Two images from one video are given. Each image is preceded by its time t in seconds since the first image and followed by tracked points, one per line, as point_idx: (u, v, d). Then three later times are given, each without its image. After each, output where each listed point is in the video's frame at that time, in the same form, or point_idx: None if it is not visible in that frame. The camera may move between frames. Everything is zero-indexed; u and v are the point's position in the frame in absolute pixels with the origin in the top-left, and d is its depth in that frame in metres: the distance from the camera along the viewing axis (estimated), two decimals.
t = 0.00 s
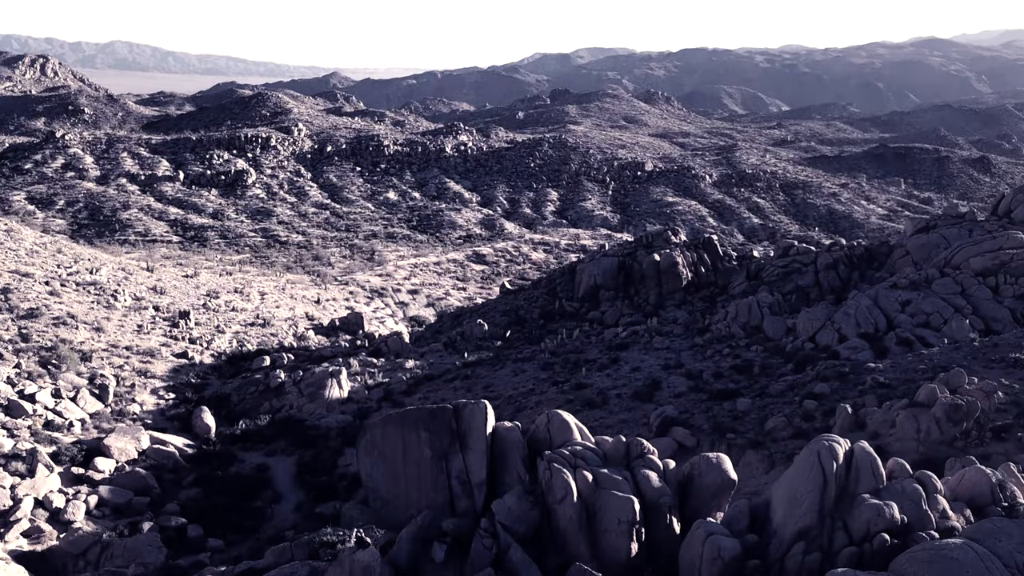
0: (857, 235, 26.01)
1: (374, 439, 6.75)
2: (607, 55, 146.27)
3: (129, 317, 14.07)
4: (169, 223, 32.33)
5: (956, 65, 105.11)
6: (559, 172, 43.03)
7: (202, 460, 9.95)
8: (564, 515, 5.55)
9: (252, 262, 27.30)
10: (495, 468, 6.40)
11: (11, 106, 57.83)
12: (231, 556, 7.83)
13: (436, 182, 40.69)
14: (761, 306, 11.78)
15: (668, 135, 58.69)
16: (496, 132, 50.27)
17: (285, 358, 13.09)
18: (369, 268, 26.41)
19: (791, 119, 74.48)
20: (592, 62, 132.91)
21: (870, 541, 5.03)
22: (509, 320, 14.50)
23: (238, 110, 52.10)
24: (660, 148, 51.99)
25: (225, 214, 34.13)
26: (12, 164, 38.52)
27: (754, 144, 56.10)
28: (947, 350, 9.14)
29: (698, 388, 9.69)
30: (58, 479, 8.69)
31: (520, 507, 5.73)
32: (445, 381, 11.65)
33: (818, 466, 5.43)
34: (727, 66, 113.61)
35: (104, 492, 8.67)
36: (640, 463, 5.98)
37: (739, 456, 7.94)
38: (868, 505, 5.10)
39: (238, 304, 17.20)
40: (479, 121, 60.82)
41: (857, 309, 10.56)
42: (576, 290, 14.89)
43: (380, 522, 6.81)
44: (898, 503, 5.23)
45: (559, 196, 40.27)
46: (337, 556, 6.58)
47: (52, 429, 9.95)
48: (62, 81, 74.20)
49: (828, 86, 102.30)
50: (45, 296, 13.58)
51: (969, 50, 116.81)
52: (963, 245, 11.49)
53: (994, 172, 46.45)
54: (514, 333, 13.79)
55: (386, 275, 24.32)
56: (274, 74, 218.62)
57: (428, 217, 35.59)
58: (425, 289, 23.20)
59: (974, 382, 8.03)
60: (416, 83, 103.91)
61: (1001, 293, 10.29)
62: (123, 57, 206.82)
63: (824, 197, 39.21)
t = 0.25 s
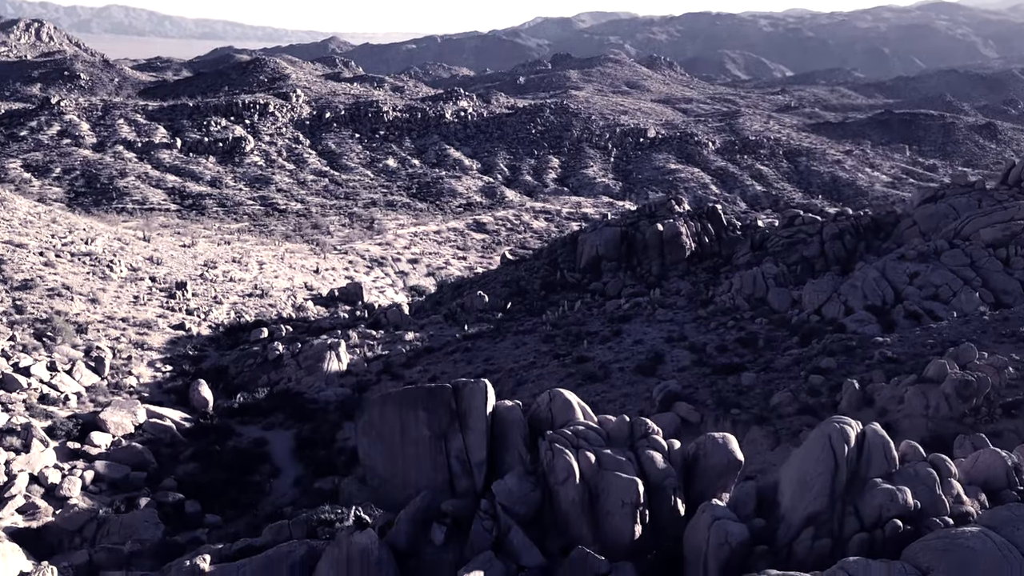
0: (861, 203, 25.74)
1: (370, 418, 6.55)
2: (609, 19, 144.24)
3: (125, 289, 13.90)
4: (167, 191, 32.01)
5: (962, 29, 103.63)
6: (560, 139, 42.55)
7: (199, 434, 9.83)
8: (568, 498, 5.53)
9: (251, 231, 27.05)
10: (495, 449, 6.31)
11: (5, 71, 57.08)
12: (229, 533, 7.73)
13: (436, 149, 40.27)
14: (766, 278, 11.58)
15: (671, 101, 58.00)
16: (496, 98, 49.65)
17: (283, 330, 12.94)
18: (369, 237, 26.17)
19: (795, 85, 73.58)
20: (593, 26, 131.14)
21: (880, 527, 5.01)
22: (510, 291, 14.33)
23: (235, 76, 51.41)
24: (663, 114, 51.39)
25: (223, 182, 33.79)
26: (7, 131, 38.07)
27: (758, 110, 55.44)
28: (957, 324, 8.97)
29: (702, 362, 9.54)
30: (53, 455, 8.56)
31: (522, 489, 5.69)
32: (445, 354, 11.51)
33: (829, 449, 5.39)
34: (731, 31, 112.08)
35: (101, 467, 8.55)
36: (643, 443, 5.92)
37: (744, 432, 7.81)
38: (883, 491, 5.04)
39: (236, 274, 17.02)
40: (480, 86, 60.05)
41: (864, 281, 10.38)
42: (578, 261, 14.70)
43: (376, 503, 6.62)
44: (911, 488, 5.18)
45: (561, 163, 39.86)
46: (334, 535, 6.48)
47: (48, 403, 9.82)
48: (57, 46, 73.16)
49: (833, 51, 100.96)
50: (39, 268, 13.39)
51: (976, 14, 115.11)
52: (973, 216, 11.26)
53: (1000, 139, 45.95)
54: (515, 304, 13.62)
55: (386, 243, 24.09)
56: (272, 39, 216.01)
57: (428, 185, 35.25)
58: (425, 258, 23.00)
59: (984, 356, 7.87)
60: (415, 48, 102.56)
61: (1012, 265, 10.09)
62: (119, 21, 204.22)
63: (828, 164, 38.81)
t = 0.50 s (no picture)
0: (866, 167, 25.36)
1: (367, 397, 6.43)
2: None
3: (119, 256, 13.69)
4: (164, 155, 31.59)
5: None
6: (562, 101, 41.93)
7: (195, 407, 9.69)
8: (570, 480, 5.41)
9: (249, 196, 26.71)
10: (495, 427, 6.20)
11: None
12: (226, 508, 7.63)
13: (436, 111, 39.71)
14: (773, 246, 11.35)
15: (674, 62, 57.09)
16: (497, 59, 48.84)
17: (281, 298, 12.77)
18: (368, 202, 25.85)
19: (800, 46, 72.41)
20: None
21: (896, 514, 4.92)
22: (512, 259, 14.11)
23: (232, 37, 50.54)
24: (666, 76, 50.60)
25: (220, 146, 33.35)
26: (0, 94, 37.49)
27: (762, 72, 54.61)
28: (967, 295, 8.77)
29: (706, 333, 9.36)
30: (46, 427, 8.41)
31: (523, 470, 5.56)
32: (445, 324, 11.34)
33: (843, 433, 5.28)
34: None
35: (96, 440, 8.42)
36: (648, 422, 5.81)
37: (749, 406, 7.66)
38: (898, 478, 4.95)
39: (233, 241, 16.78)
40: (480, 47, 59.09)
41: (873, 251, 10.15)
42: (580, 228, 14.46)
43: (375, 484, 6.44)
44: (927, 474, 5.11)
45: (563, 126, 39.30)
46: (332, 514, 6.35)
47: (41, 374, 9.67)
48: (51, 6, 71.93)
49: (838, 12, 99.32)
50: (32, 235, 13.16)
51: None
52: (985, 182, 10.97)
53: (1008, 101, 45.27)
54: (516, 273, 13.41)
55: (385, 208, 23.78)
56: None
57: (428, 149, 34.79)
58: (425, 224, 22.70)
59: (997, 330, 7.65)
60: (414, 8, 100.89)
61: None
62: None
63: (833, 127, 38.26)
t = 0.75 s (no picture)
0: (871, 141, 25.04)
1: (362, 383, 6.19)
2: None
3: (114, 235, 13.48)
4: (160, 129, 31.20)
5: None
6: (563, 73, 41.38)
7: (191, 389, 9.55)
8: (573, 473, 5.36)
9: (246, 171, 26.41)
10: (495, 417, 6.09)
11: None
12: (222, 494, 7.51)
13: (435, 84, 39.21)
14: (779, 225, 11.13)
15: (677, 34, 56.33)
16: (497, 31, 48.15)
17: (278, 278, 12.58)
18: (367, 177, 25.55)
19: (804, 17, 71.43)
20: None
21: (910, 512, 4.95)
22: (512, 237, 13.91)
23: (228, 8, 49.82)
24: (668, 48, 49.93)
25: (218, 120, 32.95)
26: None
27: (766, 44, 53.89)
28: (978, 277, 8.59)
29: (711, 315, 9.19)
30: (39, 411, 8.27)
31: (524, 462, 5.49)
32: (444, 304, 11.17)
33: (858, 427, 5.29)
34: None
35: (90, 424, 8.28)
36: (654, 413, 5.76)
37: (754, 391, 7.51)
38: (916, 476, 4.96)
39: (230, 218, 16.54)
40: (480, 18, 58.28)
41: (881, 230, 9.94)
42: (582, 206, 14.24)
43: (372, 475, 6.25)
44: (944, 472, 5.14)
45: (564, 99, 38.81)
46: (329, 503, 6.24)
47: (35, 356, 9.51)
48: None
49: None
50: (24, 214, 12.94)
51: None
52: (997, 159, 10.71)
53: (1015, 73, 44.68)
54: (516, 251, 13.21)
55: (385, 184, 23.50)
56: None
57: (427, 122, 34.38)
58: (424, 199, 22.43)
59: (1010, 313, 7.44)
60: None
61: None
62: None
63: (837, 100, 37.77)
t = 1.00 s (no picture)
0: (875, 124, 24.72)
1: (357, 385, 6.13)
2: None
3: (107, 223, 13.26)
4: (157, 113, 30.84)
5: None
6: (564, 56, 40.91)
7: (186, 383, 9.38)
8: (576, 478, 5.36)
9: (244, 156, 26.11)
10: (495, 420, 6.03)
11: None
12: (217, 493, 7.36)
13: (435, 66, 38.77)
14: (785, 214, 10.91)
15: (679, 16, 55.72)
16: (498, 12, 47.59)
17: (275, 268, 12.38)
18: (366, 161, 25.26)
19: None
20: None
21: (932, 526, 5.04)
22: (513, 225, 13.69)
23: None
24: (670, 30, 49.38)
25: (215, 104, 32.58)
26: None
27: (769, 26, 53.27)
28: (990, 270, 8.39)
29: (716, 307, 8.99)
30: (30, 406, 8.09)
31: (525, 468, 5.49)
32: (444, 295, 10.98)
33: (876, 439, 5.37)
34: None
35: (82, 421, 8.10)
36: (660, 418, 5.79)
37: (761, 388, 7.33)
38: (936, 489, 5.06)
39: (226, 205, 16.29)
40: None
41: (890, 220, 9.72)
42: (584, 193, 14.00)
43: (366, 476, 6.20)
44: (967, 484, 5.22)
45: (565, 82, 38.37)
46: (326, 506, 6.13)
47: (26, 349, 9.32)
48: None
49: None
50: (15, 202, 12.71)
51: None
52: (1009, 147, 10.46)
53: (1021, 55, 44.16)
54: (517, 240, 13.01)
55: (384, 168, 23.21)
56: None
57: (427, 106, 34.00)
58: (424, 184, 22.15)
59: None
60: None
61: None
62: None
63: (841, 83, 37.33)
